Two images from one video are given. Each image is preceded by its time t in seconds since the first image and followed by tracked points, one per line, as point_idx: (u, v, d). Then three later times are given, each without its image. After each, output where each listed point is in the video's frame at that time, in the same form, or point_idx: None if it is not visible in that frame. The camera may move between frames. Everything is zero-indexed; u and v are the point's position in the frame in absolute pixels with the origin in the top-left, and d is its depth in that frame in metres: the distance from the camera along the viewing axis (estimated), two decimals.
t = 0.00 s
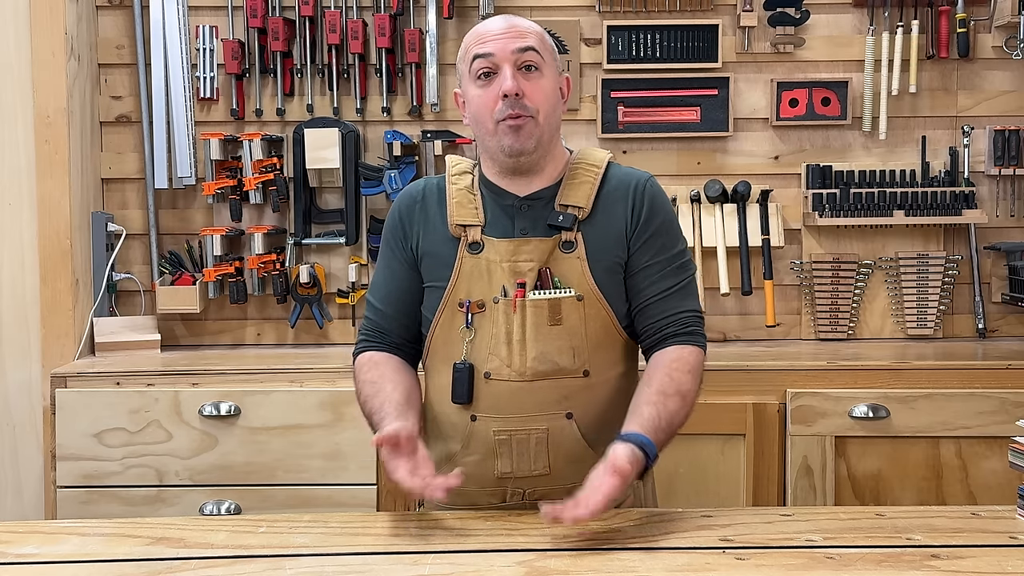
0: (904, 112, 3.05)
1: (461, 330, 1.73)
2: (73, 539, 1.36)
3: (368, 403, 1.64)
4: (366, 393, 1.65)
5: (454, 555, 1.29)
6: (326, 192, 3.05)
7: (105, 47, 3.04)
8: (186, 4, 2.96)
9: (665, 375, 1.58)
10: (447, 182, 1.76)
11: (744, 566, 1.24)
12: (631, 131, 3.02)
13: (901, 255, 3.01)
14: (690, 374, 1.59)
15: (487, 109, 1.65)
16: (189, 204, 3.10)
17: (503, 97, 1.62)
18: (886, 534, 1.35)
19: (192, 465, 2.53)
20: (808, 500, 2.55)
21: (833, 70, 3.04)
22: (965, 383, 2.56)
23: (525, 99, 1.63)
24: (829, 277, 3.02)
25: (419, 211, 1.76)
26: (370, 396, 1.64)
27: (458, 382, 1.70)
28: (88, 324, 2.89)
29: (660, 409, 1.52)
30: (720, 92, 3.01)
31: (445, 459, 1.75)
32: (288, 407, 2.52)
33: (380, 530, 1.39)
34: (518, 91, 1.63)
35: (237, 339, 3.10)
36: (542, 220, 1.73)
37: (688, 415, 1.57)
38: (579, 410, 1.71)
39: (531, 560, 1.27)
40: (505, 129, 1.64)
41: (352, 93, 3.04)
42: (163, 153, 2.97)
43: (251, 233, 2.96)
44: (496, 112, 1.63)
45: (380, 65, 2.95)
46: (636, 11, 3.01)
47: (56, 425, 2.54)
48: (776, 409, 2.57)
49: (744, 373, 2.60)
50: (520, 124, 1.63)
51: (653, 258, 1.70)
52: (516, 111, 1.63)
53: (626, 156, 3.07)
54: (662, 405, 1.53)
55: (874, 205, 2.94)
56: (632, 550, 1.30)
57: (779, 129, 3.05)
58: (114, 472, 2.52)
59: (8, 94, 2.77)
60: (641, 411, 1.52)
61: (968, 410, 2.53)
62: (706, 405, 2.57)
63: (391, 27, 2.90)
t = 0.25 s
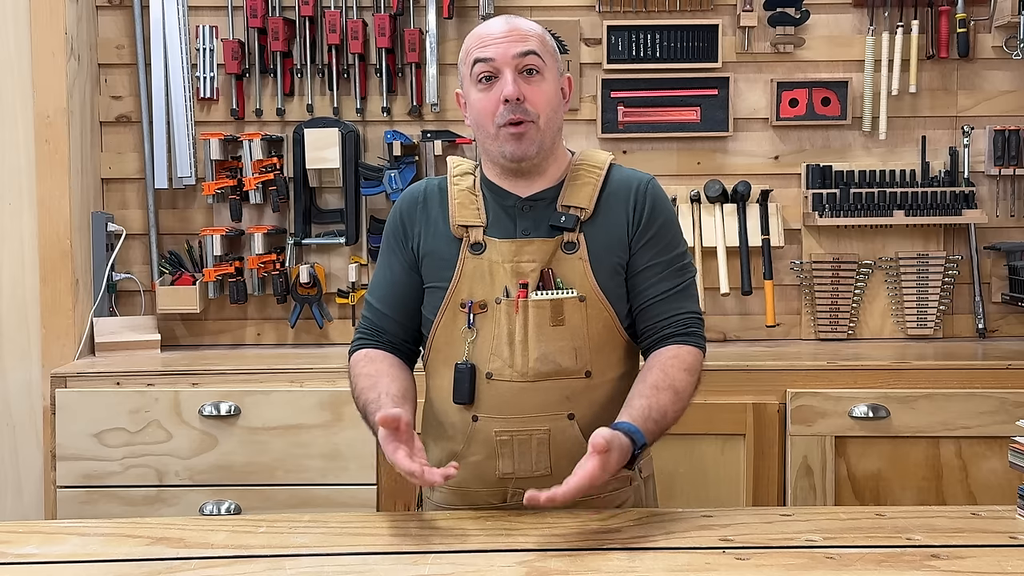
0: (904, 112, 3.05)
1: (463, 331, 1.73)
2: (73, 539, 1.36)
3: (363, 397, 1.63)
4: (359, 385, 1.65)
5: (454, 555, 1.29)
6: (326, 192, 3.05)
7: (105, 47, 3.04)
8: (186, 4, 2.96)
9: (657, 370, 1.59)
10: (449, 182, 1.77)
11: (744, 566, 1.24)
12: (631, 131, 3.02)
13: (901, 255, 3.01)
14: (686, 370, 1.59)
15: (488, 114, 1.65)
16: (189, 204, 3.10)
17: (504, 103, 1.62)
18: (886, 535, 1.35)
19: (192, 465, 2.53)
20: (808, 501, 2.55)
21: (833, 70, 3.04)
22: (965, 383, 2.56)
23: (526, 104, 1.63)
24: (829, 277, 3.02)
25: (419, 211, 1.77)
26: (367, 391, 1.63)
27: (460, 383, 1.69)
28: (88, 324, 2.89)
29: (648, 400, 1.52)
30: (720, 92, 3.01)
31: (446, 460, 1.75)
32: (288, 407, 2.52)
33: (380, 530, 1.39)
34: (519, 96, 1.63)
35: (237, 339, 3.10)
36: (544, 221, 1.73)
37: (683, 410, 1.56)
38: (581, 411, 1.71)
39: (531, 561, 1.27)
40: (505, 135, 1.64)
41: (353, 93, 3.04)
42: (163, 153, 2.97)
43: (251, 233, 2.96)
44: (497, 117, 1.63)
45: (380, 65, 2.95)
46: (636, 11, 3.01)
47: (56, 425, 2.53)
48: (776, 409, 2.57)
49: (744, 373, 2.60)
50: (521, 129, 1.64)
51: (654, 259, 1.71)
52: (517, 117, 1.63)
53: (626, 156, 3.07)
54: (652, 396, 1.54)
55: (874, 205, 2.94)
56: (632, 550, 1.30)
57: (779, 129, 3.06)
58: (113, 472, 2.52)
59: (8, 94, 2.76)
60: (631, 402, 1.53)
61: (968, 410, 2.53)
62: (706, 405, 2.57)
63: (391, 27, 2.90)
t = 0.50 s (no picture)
0: (904, 112, 3.04)
1: (466, 331, 1.73)
2: (73, 539, 1.36)
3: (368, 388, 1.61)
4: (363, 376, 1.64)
5: (454, 555, 1.29)
6: (326, 192, 3.05)
7: (105, 47, 3.04)
8: (186, 4, 2.96)
9: (650, 356, 1.59)
10: (452, 182, 1.77)
11: (744, 566, 1.24)
12: (631, 131, 3.02)
13: (901, 255, 3.01)
14: (679, 361, 1.58)
15: (492, 112, 1.65)
16: (189, 204, 3.10)
17: (508, 101, 1.62)
18: (886, 535, 1.35)
19: (192, 464, 2.53)
20: (808, 501, 2.55)
21: (833, 70, 3.04)
22: (965, 383, 2.56)
23: (529, 102, 1.63)
24: (829, 277, 3.02)
25: (423, 210, 1.77)
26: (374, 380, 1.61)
27: (463, 384, 1.69)
28: (88, 324, 2.89)
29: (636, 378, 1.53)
30: (721, 91, 3.01)
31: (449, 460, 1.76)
32: (288, 407, 2.52)
33: (380, 530, 1.39)
34: (523, 94, 1.63)
35: (237, 339, 3.10)
36: (546, 221, 1.73)
37: (672, 397, 1.55)
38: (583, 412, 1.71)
39: (531, 561, 1.27)
40: (507, 133, 1.65)
41: (352, 93, 3.04)
42: (163, 153, 2.97)
43: (251, 233, 2.96)
44: (500, 115, 1.64)
45: (380, 65, 2.95)
46: (636, 11, 3.01)
47: (56, 425, 2.53)
48: (776, 409, 2.57)
49: (744, 373, 2.60)
50: (524, 127, 1.64)
51: (654, 257, 1.71)
52: (520, 115, 1.63)
53: (626, 156, 3.07)
54: (640, 376, 1.54)
55: (874, 205, 2.93)
56: (632, 551, 1.30)
57: (779, 129, 3.06)
58: (114, 472, 2.52)
59: (8, 94, 2.76)
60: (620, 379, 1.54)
61: (968, 410, 2.53)
62: (706, 405, 2.57)
63: (391, 27, 2.90)
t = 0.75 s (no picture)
0: (904, 112, 3.04)
1: (466, 335, 1.74)
2: (72, 539, 1.36)
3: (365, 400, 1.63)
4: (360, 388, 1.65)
5: (453, 555, 1.29)
6: (326, 192, 3.05)
7: (105, 47, 3.04)
8: (186, 4, 2.96)
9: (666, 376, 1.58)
10: (452, 183, 1.76)
11: (744, 566, 1.24)
12: (631, 131, 3.02)
13: (901, 255, 3.01)
14: (689, 374, 1.58)
15: (491, 113, 1.65)
16: (189, 204, 3.10)
17: (507, 102, 1.62)
18: (886, 535, 1.35)
19: (192, 465, 2.53)
20: (808, 501, 2.55)
21: (833, 70, 3.04)
22: (965, 383, 2.56)
23: (529, 103, 1.63)
24: (829, 277, 3.02)
25: (423, 212, 1.76)
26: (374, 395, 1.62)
27: (463, 388, 1.70)
28: (88, 324, 2.89)
29: (653, 405, 1.53)
30: (721, 92, 3.01)
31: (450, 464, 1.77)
32: (288, 407, 2.52)
33: (380, 530, 1.39)
34: (523, 95, 1.63)
35: (237, 339, 3.10)
36: (547, 224, 1.73)
37: (688, 416, 1.56)
38: (584, 417, 1.72)
39: (531, 560, 1.27)
40: (507, 134, 1.64)
41: (353, 93, 3.04)
42: (163, 153, 2.97)
43: (251, 233, 2.96)
44: (500, 116, 1.64)
45: (380, 65, 2.95)
46: (636, 11, 3.01)
47: (56, 425, 2.53)
48: (776, 409, 2.57)
49: (744, 373, 2.60)
50: (524, 127, 1.64)
51: (656, 259, 1.71)
52: (520, 116, 1.63)
53: (626, 156, 3.07)
54: (655, 401, 1.54)
55: (874, 205, 2.93)
56: (632, 551, 1.30)
57: (779, 129, 3.06)
58: (114, 472, 2.52)
59: (8, 94, 2.77)
60: (635, 407, 1.54)
61: (968, 410, 2.53)
62: (706, 405, 2.57)
63: (391, 27, 2.90)
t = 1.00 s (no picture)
0: (904, 112, 3.05)
1: (467, 340, 1.73)
2: (72, 539, 1.36)
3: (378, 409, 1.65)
4: (372, 395, 1.68)
5: (453, 555, 1.29)
6: (326, 192, 3.05)
7: (105, 47, 3.04)
8: (186, 4, 2.96)
9: (655, 389, 1.61)
10: (452, 185, 1.76)
11: (744, 566, 1.24)
12: (631, 131, 3.02)
13: (901, 255, 3.01)
14: (680, 387, 1.61)
15: (493, 117, 1.64)
16: (189, 204, 3.10)
17: (509, 107, 1.62)
18: (886, 535, 1.35)
19: (192, 465, 2.53)
20: (808, 501, 2.55)
21: (833, 70, 3.04)
22: (965, 383, 2.56)
23: (531, 107, 1.63)
24: (829, 277, 3.02)
25: (423, 214, 1.76)
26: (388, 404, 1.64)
27: (464, 394, 1.70)
28: (88, 324, 2.89)
29: (640, 418, 1.56)
30: (721, 92, 3.01)
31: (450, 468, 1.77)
32: (288, 406, 2.52)
33: (380, 530, 1.39)
34: (524, 99, 1.62)
35: (237, 339, 3.10)
36: (548, 228, 1.73)
37: (676, 427, 1.59)
38: (584, 422, 1.73)
39: (531, 560, 1.27)
40: (508, 138, 1.65)
41: (353, 93, 3.04)
42: (163, 153, 2.97)
43: (251, 233, 2.96)
44: (500, 120, 1.64)
45: (380, 65, 2.95)
46: (636, 11, 3.01)
47: (56, 425, 2.53)
48: (776, 409, 2.57)
49: (744, 373, 2.60)
50: (525, 131, 1.64)
51: (657, 266, 1.72)
52: (520, 120, 1.63)
53: (626, 156, 3.07)
54: (643, 414, 1.57)
55: (874, 205, 2.93)
56: (632, 550, 1.30)
57: (779, 129, 3.06)
58: (114, 472, 2.52)
59: (9, 95, 2.77)
60: (623, 420, 1.57)
61: (968, 410, 2.53)
62: (706, 405, 2.57)
63: (391, 27, 2.90)
